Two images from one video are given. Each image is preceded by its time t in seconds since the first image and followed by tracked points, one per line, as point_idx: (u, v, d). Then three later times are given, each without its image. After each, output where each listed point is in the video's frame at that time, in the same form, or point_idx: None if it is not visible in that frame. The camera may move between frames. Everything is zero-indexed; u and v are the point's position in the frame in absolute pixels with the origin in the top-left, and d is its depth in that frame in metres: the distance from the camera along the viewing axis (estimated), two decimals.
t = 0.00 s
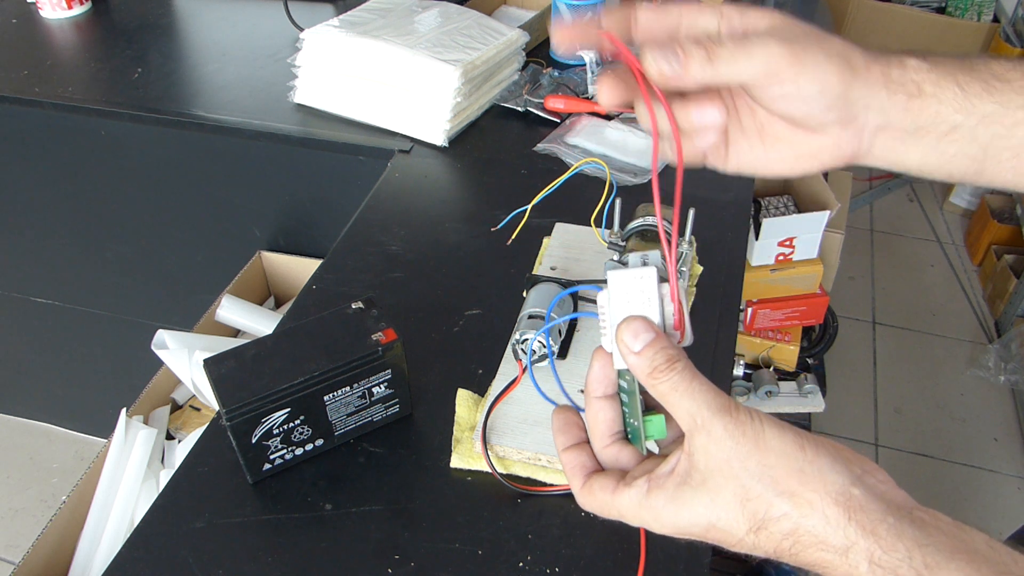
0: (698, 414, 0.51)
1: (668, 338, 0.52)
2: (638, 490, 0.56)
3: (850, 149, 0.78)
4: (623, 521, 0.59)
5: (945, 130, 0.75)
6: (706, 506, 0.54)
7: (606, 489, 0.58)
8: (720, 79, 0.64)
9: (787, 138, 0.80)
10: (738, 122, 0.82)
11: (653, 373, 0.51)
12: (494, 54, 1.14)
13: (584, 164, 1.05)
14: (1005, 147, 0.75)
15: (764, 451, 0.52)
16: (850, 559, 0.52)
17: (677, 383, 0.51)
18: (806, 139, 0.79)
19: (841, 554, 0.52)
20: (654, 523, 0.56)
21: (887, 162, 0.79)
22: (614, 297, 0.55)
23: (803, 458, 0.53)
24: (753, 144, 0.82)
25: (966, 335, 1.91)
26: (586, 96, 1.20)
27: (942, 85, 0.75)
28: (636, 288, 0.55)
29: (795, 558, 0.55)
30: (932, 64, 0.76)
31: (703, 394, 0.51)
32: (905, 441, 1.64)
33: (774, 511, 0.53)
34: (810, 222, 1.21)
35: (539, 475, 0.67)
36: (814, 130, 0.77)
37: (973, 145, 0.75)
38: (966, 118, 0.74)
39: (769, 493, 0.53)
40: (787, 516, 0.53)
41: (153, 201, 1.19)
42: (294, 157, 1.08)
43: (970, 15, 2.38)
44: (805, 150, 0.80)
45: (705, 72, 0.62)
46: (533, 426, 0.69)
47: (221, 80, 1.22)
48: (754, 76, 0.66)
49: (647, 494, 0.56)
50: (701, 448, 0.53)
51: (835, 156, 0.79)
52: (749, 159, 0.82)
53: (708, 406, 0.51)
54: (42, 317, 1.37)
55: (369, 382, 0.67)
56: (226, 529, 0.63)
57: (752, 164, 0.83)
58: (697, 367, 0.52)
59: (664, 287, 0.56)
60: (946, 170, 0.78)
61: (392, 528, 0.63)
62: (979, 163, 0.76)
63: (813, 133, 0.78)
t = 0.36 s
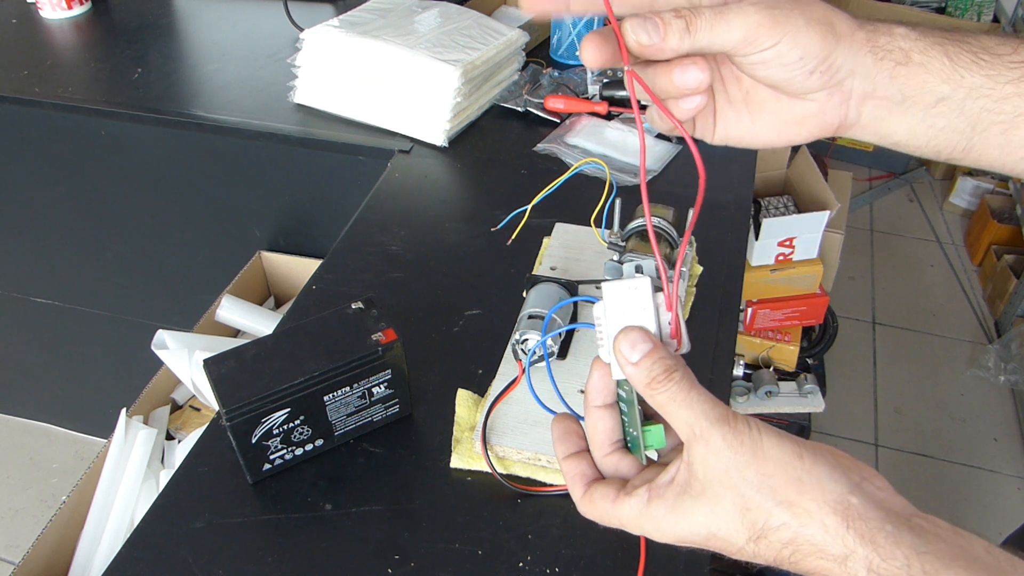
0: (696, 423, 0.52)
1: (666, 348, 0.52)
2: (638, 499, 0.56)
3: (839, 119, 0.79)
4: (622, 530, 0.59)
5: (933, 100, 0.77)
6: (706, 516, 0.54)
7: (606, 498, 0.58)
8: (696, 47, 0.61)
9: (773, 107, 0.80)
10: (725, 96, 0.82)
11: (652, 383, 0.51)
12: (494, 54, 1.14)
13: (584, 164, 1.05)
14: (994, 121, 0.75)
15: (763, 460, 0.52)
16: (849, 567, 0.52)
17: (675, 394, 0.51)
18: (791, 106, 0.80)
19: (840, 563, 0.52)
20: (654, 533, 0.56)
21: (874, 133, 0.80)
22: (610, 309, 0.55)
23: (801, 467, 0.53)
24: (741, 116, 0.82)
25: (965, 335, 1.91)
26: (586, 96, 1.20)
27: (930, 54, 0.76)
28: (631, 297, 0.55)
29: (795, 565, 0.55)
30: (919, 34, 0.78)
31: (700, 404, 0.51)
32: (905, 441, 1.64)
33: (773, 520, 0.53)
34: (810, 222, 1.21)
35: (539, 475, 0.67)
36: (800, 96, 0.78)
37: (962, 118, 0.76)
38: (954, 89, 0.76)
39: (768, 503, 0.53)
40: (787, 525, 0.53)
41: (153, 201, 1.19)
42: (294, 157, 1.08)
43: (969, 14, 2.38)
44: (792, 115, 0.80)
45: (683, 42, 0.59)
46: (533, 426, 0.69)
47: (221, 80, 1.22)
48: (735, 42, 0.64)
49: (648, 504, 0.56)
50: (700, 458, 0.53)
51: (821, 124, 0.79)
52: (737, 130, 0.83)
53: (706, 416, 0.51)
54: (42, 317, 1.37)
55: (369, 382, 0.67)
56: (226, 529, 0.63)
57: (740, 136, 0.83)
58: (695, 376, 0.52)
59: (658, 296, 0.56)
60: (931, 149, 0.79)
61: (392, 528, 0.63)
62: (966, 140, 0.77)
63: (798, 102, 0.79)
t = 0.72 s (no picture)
0: (694, 415, 0.51)
1: (664, 337, 0.52)
2: (635, 491, 0.56)
3: (845, 108, 0.77)
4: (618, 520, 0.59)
5: (935, 92, 0.76)
6: (704, 508, 0.54)
7: (602, 489, 0.58)
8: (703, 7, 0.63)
9: (779, 96, 0.78)
10: (729, 86, 0.80)
11: (650, 373, 0.50)
12: (495, 54, 1.14)
13: (584, 164, 1.05)
14: (996, 117, 0.75)
15: (762, 452, 0.52)
16: (849, 559, 0.52)
17: (674, 384, 0.50)
18: (796, 94, 0.77)
19: (839, 555, 0.52)
20: (651, 524, 0.56)
21: (877, 129, 0.79)
22: (607, 299, 0.55)
23: (800, 459, 0.52)
24: (744, 107, 0.80)
25: (965, 335, 1.91)
26: (586, 96, 1.20)
27: (931, 46, 0.77)
28: (629, 287, 0.54)
29: (792, 557, 0.55)
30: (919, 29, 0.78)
31: (699, 395, 0.51)
32: (905, 441, 1.64)
33: (772, 512, 0.53)
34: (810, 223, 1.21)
35: (539, 475, 0.67)
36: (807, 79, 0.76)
37: (964, 112, 0.76)
38: (955, 82, 0.76)
39: (766, 494, 0.53)
40: (785, 517, 0.53)
41: (153, 201, 1.19)
42: (294, 157, 1.08)
43: (969, 15, 2.38)
44: (798, 105, 0.77)
45: None
46: (533, 426, 0.69)
47: (221, 80, 1.22)
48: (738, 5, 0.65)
49: (645, 495, 0.56)
50: (698, 449, 0.53)
51: (828, 111, 0.77)
52: (742, 120, 0.81)
53: (706, 407, 0.51)
54: (41, 317, 1.37)
55: (369, 382, 0.67)
56: (226, 529, 0.63)
57: (746, 128, 0.81)
58: (693, 367, 0.51)
59: (655, 284, 0.55)
60: (933, 146, 0.79)
61: (393, 528, 0.63)
62: (970, 136, 0.76)
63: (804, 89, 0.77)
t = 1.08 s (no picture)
0: (678, 425, 0.51)
1: (648, 351, 0.52)
2: (626, 502, 0.56)
3: (838, 121, 0.78)
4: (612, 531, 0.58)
5: (929, 103, 0.76)
6: (693, 516, 0.54)
7: (596, 500, 0.58)
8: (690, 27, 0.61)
9: (774, 109, 0.79)
10: (728, 98, 0.81)
11: (635, 388, 0.51)
12: (495, 54, 1.14)
13: (584, 164, 1.05)
14: (990, 126, 0.75)
15: (746, 459, 0.52)
16: (833, 561, 0.52)
17: (658, 397, 0.51)
18: (790, 107, 0.78)
19: (825, 557, 0.52)
20: (642, 533, 0.56)
21: (872, 138, 0.79)
22: (591, 315, 0.56)
23: (783, 465, 0.53)
24: (742, 117, 0.81)
25: (966, 335, 1.91)
26: (586, 96, 1.19)
27: (925, 57, 0.77)
28: (613, 304, 0.55)
29: (781, 561, 0.55)
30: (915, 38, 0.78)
31: (682, 405, 0.51)
32: (905, 441, 1.64)
33: (759, 517, 0.53)
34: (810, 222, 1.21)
35: (539, 475, 0.67)
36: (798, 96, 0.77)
37: (958, 123, 0.76)
38: (949, 92, 0.76)
39: (752, 500, 0.53)
40: (772, 521, 0.53)
41: (153, 201, 1.19)
42: (294, 157, 1.08)
43: (969, 14, 2.38)
44: (792, 118, 0.78)
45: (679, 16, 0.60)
46: (533, 426, 0.69)
47: (221, 80, 1.22)
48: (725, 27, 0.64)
49: (636, 505, 0.56)
50: (684, 458, 0.53)
51: (820, 124, 0.78)
52: (739, 130, 0.82)
53: (689, 416, 0.51)
54: (42, 317, 1.37)
55: (369, 382, 0.67)
56: (226, 529, 0.63)
57: (742, 138, 0.82)
58: (676, 378, 0.52)
59: (639, 301, 0.56)
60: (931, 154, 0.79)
61: (392, 528, 0.63)
62: (965, 142, 0.76)
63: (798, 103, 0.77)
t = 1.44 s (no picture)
0: (668, 427, 0.52)
1: (638, 356, 0.53)
2: (617, 505, 0.56)
3: (840, 145, 0.77)
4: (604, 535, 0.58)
5: (924, 119, 0.74)
6: (684, 518, 0.54)
7: (586, 503, 0.58)
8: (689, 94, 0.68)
9: (780, 144, 0.81)
10: (730, 146, 0.84)
11: (624, 390, 0.51)
12: (495, 54, 1.14)
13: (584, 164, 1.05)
14: (989, 137, 0.72)
15: (736, 461, 0.52)
16: (825, 562, 0.52)
17: (648, 400, 0.52)
18: (795, 140, 0.80)
19: (816, 559, 0.52)
20: (634, 537, 0.56)
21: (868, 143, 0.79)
22: (580, 316, 0.57)
23: (773, 466, 0.53)
24: (751, 160, 0.84)
25: (966, 335, 1.91)
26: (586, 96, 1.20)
27: (915, 74, 0.74)
28: (600, 305, 0.57)
29: (773, 562, 0.55)
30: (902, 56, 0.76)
31: (672, 407, 0.52)
32: (905, 441, 1.64)
33: (750, 519, 0.53)
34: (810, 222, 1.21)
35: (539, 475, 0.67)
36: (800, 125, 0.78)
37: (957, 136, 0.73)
38: (943, 106, 0.73)
39: (743, 502, 0.53)
40: (763, 523, 0.53)
41: (153, 201, 1.19)
42: (294, 157, 1.08)
43: (969, 14, 2.37)
44: (799, 147, 0.80)
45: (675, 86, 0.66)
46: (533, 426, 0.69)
47: (221, 80, 1.22)
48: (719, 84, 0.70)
49: (627, 509, 0.55)
50: (675, 460, 0.53)
51: (828, 151, 0.78)
52: (750, 173, 0.84)
53: (679, 418, 0.52)
54: (41, 317, 1.37)
55: (369, 382, 0.67)
56: (226, 529, 0.63)
57: (759, 175, 0.84)
58: (667, 382, 0.53)
59: (627, 302, 0.57)
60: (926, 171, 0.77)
61: (392, 528, 0.63)
62: (965, 155, 0.74)
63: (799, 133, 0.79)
